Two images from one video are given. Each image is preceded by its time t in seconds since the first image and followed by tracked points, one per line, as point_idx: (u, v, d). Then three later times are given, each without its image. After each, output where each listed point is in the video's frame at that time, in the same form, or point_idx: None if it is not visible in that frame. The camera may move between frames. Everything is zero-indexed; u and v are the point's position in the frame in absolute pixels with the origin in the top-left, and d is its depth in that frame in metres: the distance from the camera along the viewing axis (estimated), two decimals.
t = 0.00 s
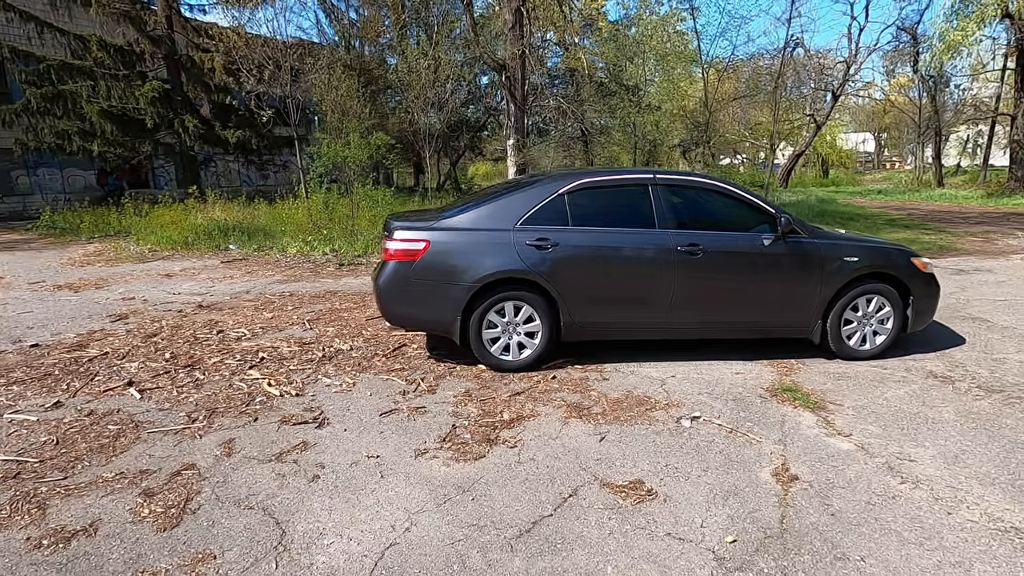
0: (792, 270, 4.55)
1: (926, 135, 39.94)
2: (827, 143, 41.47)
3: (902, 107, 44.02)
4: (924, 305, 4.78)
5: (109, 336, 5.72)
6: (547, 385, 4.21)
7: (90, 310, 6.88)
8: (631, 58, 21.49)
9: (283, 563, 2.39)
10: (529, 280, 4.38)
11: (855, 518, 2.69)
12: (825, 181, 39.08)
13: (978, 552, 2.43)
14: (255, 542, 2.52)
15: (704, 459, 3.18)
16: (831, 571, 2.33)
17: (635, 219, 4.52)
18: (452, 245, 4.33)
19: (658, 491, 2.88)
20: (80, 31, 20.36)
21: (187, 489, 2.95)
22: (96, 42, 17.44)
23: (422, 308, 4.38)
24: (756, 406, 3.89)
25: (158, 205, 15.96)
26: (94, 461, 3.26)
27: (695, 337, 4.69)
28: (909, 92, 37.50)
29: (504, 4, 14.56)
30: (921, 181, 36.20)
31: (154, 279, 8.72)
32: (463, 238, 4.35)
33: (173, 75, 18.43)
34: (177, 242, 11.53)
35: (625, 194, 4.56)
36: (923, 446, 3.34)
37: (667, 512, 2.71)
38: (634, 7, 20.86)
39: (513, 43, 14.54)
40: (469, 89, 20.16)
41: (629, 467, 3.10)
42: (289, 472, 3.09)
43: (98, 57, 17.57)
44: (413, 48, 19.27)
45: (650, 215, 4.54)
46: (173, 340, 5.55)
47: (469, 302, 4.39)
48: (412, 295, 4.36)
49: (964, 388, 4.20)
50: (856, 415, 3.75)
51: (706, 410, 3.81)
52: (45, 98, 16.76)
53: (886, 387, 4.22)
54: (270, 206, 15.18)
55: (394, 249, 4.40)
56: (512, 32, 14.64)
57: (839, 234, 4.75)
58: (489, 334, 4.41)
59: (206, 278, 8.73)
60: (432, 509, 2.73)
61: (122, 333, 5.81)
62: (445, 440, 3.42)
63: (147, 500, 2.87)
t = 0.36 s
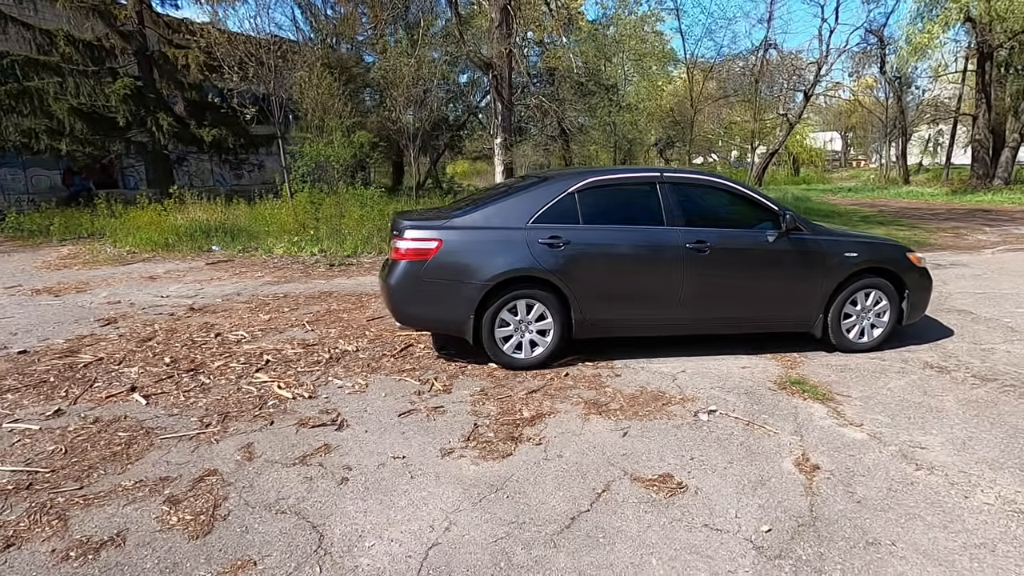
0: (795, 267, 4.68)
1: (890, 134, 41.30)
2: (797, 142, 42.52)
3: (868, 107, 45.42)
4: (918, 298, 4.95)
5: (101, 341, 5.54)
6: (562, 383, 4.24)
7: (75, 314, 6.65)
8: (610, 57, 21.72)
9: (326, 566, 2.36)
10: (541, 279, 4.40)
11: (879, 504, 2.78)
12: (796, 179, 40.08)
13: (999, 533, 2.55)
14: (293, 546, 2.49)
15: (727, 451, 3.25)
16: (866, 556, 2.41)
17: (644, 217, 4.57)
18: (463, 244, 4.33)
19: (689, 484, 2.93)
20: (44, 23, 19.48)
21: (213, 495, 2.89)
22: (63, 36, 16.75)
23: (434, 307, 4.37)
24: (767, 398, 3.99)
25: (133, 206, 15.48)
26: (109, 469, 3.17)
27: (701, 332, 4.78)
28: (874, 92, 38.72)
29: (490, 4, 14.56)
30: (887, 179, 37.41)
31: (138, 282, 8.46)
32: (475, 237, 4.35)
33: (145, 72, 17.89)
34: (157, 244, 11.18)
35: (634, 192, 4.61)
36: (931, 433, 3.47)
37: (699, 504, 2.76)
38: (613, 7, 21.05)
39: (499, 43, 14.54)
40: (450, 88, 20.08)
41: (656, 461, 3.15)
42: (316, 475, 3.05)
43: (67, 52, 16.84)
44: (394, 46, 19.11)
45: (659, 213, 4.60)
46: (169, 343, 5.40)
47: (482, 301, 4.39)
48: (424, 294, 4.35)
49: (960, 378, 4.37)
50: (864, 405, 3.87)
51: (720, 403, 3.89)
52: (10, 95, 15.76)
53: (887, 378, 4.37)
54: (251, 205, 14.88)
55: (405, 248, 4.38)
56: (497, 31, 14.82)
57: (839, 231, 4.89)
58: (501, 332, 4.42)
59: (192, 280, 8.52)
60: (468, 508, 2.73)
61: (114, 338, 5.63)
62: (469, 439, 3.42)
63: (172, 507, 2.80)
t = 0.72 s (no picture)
0: (794, 263, 4.80)
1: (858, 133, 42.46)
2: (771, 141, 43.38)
3: (838, 108, 46.59)
4: (910, 293, 5.12)
5: (92, 344, 5.37)
6: (572, 380, 4.27)
7: (60, 317, 6.43)
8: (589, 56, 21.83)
9: (362, 568, 2.35)
10: (550, 277, 4.43)
11: (894, 492, 2.88)
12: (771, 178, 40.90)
13: (1010, 517, 2.66)
14: (326, 549, 2.46)
15: (743, 445, 3.32)
16: (889, 543, 2.49)
17: (650, 215, 4.64)
18: (472, 243, 4.32)
19: (710, 477, 2.98)
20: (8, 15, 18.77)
21: (235, 500, 2.84)
22: (30, 29, 16.22)
23: (443, 306, 4.36)
24: (774, 392, 4.08)
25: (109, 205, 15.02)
26: (122, 476, 3.09)
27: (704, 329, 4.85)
28: (843, 92, 39.74)
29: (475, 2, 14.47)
30: (858, 177, 38.40)
31: (121, 283, 8.23)
32: (484, 235, 4.35)
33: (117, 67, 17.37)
34: (137, 245, 10.86)
35: (640, 190, 4.68)
36: (933, 424, 3.60)
37: (724, 496, 2.82)
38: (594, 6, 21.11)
39: (485, 41, 14.47)
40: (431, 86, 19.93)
41: (676, 455, 3.20)
42: (339, 477, 3.02)
43: (34, 46, 16.35)
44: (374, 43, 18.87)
45: (664, 211, 4.67)
46: (165, 347, 5.27)
47: (492, 300, 4.39)
48: (432, 293, 4.34)
49: (953, 369, 4.53)
50: (866, 397, 4.00)
51: (729, 398, 3.97)
52: None
53: (884, 371, 4.51)
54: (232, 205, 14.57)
55: (413, 247, 4.35)
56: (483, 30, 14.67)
57: (835, 229, 5.04)
58: (510, 331, 4.43)
59: (179, 281, 8.32)
60: (498, 506, 2.74)
61: (105, 341, 5.46)
62: (488, 437, 3.42)
63: (194, 513, 2.74)
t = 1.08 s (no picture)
0: (801, 257, 4.82)
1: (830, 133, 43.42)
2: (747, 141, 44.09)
3: (811, 109, 47.60)
4: (910, 287, 5.19)
5: (75, 347, 5.09)
6: (586, 376, 4.20)
7: (38, 319, 6.11)
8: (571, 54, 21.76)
9: None
10: (562, 272, 4.35)
11: (925, 483, 2.87)
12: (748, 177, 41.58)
13: None
14: (359, 557, 2.34)
15: (769, 439, 3.29)
16: (930, 535, 2.48)
17: (659, 210, 4.61)
18: (483, 238, 4.22)
19: (742, 472, 2.94)
20: None
21: (253, 507, 2.69)
22: None
23: (452, 302, 4.25)
24: (788, 386, 4.08)
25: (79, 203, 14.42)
26: (126, 484, 2.90)
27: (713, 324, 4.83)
28: (815, 93, 40.58)
29: None
30: (832, 176, 39.26)
31: (99, 284, 7.87)
32: (495, 230, 4.25)
33: (85, 60, 16.66)
34: (113, 244, 10.43)
35: (650, 185, 4.64)
36: (949, 414, 3.63)
37: (759, 491, 2.78)
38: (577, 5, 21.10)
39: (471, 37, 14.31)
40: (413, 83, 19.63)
41: (704, 451, 3.15)
42: (360, 481, 2.90)
43: None
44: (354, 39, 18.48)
45: (673, 205, 4.64)
46: (155, 348, 5.02)
47: (503, 295, 4.30)
48: (441, 290, 4.22)
49: (956, 361, 4.60)
50: (878, 389, 4.02)
51: (745, 392, 3.95)
52: None
53: (891, 363, 4.55)
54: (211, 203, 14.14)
55: (422, 241, 4.23)
56: (472, 25, 13.83)
57: (839, 223, 5.07)
58: (522, 328, 4.35)
59: (161, 281, 8.00)
60: (532, 507, 2.65)
61: (90, 343, 5.19)
62: (510, 436, 3.33)
63: (210, 523, 2.58)
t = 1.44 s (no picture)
0: (811, 261, 4.84)
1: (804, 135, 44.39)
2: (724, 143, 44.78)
3: (786, 112, 48.55)
4: (913, 289, 5.26)
5: (63, 360, 4.85)
6: (602, 384, 4.15)
7: (18, 330, 5.82)
8: (554, 56, 21.80)
9: None
10: (576, 278, 4.29)
11: (957, 490, 2.87)
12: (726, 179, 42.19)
13: None
14: None
15: (795, 447, 3.27)
16: (973, 544, 2.46)
17: (672, 215, 4.58)
18: (497, 244, 4.13)
19: (775, 483, 2.91)
20: None
21: (277, 532, 2.55)
22: None
23: (464, 310, 4.15)
24: (804, 391, 4.08)
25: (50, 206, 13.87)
26: (138, 510, 2.74)
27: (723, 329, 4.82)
28: (789, 97, 41.44)
29: None
30: (807, 177, 40.04)
31: (79, 291, 7.55)
32: (509, 236, 4.17)
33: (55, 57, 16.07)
34: (92, 249, 10.07)
35: (662, 189, 4.62)
36: (966, 418, 3.66)
37: (796, 502, 2.74)
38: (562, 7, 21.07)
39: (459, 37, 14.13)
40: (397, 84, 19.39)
41: (734, 461, 3.11)
42: (387, 500, 2.78)
43: None
44: (336, 39, 18.19)
45: (686, 210, 4.62)
46: (149, 360, 4.82)
47: (517, 303, 4.22)
48: (454, 298, 4.12)
49: (962, 363, 4.67)
50: (892, 393, 4.05)
51: (763, 399, 3.93)
52: None
53: (898, 366, 4.60)
54: (191, 206, 13.73)
55: (434, 248, 4.12)
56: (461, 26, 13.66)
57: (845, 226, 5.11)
58: (536, 335, 4.27)
59: (146, 288, 7.72)
60: (571, 525, 2.57)
61: (78, 356, 4.96)
62: (535, 449, 3.25)
63: (233, 551, 2.44)
